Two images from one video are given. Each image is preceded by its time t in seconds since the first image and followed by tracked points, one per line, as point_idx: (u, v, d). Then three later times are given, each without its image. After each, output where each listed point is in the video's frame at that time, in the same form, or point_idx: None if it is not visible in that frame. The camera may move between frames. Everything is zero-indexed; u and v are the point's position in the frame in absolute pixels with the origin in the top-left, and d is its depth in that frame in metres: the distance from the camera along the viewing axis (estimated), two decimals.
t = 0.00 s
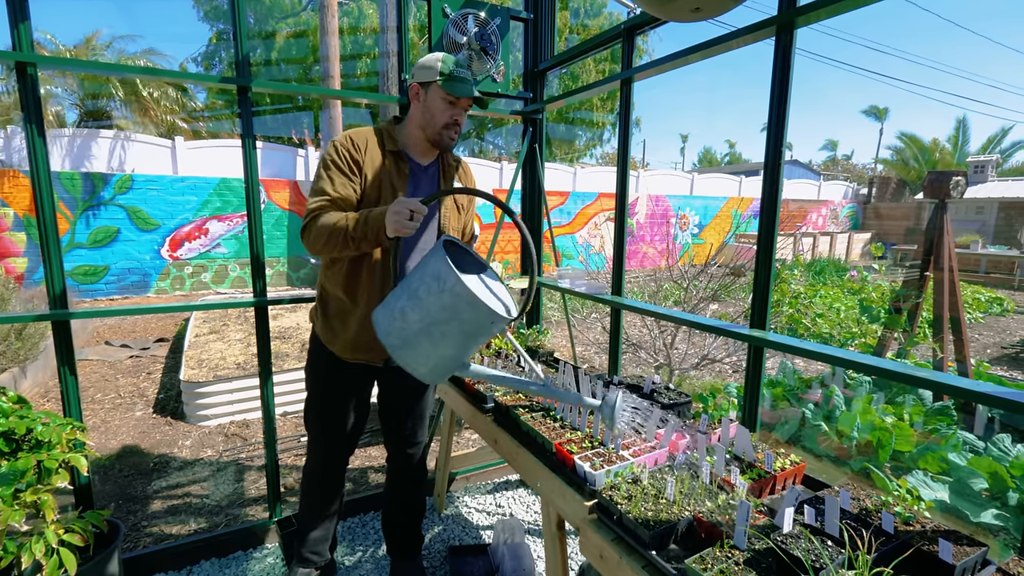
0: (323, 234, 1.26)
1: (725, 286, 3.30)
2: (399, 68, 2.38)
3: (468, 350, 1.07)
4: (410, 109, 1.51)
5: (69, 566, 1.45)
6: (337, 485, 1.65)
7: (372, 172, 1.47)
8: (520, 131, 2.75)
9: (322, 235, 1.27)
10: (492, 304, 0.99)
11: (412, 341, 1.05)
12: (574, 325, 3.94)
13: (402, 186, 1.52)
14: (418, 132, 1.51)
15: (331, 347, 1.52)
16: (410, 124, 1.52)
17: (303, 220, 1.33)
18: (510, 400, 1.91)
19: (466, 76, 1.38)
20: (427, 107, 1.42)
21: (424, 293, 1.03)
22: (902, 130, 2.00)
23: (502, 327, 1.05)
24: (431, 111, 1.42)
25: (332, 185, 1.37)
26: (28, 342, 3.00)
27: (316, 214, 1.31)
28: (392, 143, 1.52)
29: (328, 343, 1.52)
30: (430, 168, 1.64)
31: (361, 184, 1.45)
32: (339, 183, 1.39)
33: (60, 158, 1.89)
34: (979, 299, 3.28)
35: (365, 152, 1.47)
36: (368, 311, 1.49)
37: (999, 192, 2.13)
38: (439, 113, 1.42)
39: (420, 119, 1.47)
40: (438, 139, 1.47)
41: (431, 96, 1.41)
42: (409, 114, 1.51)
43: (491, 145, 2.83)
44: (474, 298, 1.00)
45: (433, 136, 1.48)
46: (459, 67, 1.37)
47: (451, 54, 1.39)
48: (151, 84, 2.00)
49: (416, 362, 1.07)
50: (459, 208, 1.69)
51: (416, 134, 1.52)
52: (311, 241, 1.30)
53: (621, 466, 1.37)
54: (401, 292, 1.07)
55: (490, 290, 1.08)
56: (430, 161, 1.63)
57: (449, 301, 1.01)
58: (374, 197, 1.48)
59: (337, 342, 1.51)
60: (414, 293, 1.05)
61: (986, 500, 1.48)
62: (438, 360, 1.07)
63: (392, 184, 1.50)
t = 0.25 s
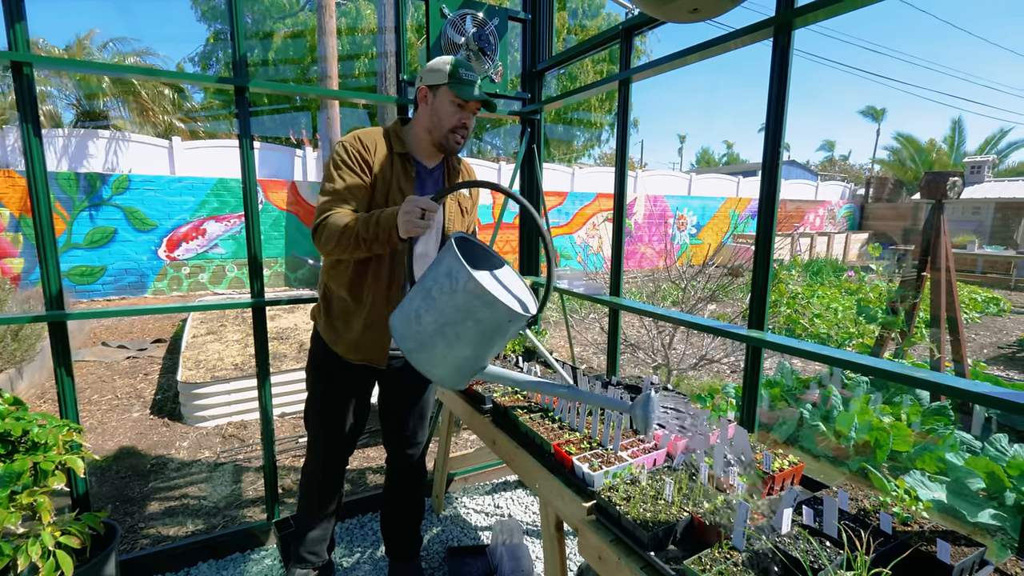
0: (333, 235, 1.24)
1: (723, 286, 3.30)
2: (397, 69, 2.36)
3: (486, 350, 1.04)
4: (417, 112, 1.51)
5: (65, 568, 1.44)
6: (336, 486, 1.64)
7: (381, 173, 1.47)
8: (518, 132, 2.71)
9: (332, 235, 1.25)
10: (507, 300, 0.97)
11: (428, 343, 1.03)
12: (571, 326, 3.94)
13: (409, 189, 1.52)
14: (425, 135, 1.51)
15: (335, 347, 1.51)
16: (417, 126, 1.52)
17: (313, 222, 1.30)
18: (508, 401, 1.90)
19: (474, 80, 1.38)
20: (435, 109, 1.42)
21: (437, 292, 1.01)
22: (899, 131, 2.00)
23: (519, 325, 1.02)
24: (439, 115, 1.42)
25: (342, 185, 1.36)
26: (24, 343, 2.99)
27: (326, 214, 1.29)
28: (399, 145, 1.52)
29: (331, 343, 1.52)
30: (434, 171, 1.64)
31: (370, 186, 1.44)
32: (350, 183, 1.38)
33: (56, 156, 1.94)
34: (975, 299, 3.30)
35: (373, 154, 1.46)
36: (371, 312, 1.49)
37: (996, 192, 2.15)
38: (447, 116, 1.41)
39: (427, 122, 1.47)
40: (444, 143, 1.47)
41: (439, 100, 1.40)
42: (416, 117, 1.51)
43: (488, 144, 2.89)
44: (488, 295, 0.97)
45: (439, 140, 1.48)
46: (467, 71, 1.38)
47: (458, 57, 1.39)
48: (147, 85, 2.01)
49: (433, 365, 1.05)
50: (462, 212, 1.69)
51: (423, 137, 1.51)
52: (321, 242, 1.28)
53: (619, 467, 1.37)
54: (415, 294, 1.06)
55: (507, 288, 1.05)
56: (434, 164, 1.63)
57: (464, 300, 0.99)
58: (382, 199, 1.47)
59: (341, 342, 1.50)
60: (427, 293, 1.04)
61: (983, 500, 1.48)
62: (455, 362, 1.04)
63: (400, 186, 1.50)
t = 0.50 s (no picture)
0: (343, 235, 1.24)
1: (721, 287, 3.31)
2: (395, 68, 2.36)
3: (495, 355, 1.04)
4: (423, 113, 1.51)
5: (62, 570, 1.44)
6: (335, 486, 1.64)
7: (387, 175, 1.47)
8: (516, 133, 2.73)
9: (342, 236, 1.25)
10: (516, 305, 0.97)
11: (437, 346, 1.05)
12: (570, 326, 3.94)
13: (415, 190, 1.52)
14: (430, 137, 1.51)
15: (339, 348, 1.51)
16: (423, 128, 1.52)
17: (322, 221, 1.30)
18: (506, 401, 1.92)
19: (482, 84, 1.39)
20: (442, 112, 1.42)
21: (447, 295, 1.02)
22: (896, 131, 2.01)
23: (530, 330, 1.02)
24: (446, 117, 1.43)
25: (350, 186, 1.36)
26: (21, 344, 2.98)
27: (335, 214, 1.29)
28: (405, 146, 1.52)
29: (335, 343, 1.51)
30: (439, 172, 1.65)
31: (377, 187, 1.44)
32: (358, 183, 1.38)
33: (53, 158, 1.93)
34: (973, 299, 3.30)
35: (380, 155, 1.46)
36: (375, 312, 1.49)
37: (994, 193, 2.14)
38: (454, 119, 1.42)
39: (434, 123, 1.47)
40: (451, 145, 1.48)
41: (446, 102, 1.41)
42: (422, 118, 1.51)
43: (487, 145, 2.83)
44: (497, 299, 0.97)
45: (446, 142, 1.48)
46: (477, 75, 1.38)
47: (466, 60, 1.39)
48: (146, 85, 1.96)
49: (442, 367, 1.06)
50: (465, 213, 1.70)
51: (429, 139, 1.51)
52: (330, 242, 1.28)
53: (617, 468, 1.37)
54: (426, 296, 1.07)
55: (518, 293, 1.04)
56: (439, 166, 1.64)
57: (472, 303, 1.00)
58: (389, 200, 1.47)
59: (345, 343, 1.50)
60: (438, 295, 1.05)
61: (981, 500, 1.48)
62: (464, 366, 1.05)
63: (408, 188, 1.50)
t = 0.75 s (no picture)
0: (338, 237, 1.23)
1: (721, 287, 3.31)
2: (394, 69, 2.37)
3: (489, 357, 1.04)
4: (425, 115, 1.52)
5: (60, 572, 1.44)
6: (336, 488, 1.64)
7: (386, 177, 1.46)
8: (516, 133, 2.73)
9: (337, 238, 1.23)
10: (511, 306, 0.97)
11: (431, 347, 1.04)
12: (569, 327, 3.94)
13: (414, 192, 1.53)
14: (432, 138, 1.52)
15: (339, 350, 1.50)
16: (424, 129, 1.52)
17: (318, 223, 1.29)
18: (506, 402, 1.92)
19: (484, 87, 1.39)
20: (443, 114, 1.42)
21: (441, 295, 1.02)
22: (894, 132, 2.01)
23: (523, 331, 1.02)
24: (447, 119, 1.42)
25: (347, 187, 1.35)
26: (19, 345, 2.97)
27: (331, 216, 1.28)
28: (406, 148, 1.52)
29: (335, 346, 1.51)
30: (440, 174, 1.67)
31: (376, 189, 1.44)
32: (354, 185, 1.37)
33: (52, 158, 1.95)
34: (971, 300, 3.31)
35: (379, 157, 1.46)
36: (377, 315, 1.49)
37: (993, 193, 2.14)
38: (455, 122, 1.41)
39: (435, 125, 1.48)
40: (451, 147, 1.48)
41: (447, 104, 1.41)
42: (424, 120, 1.51)
43: (487, 147, 2.82)
44: (492, 300, 0.98)
45: (446, 144, 1.48)
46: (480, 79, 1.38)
47: (469, 63, 1.39)
48: (146, 86, 1.97)
49: (435, 368, 1.05)
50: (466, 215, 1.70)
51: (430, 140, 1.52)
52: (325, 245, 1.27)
53: (616, 469, 1.37)
54: (420, 297, 1.07)
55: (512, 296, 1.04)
56: (439, 167, 1.65)
57: (467, 304, 1.00)
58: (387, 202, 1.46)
59: (347, 346, 1.50)
60: (433, 296, 1.05)
61: (980, 500, 1.48)
62: (458, 368, 1.04)
63: (407, 190, 1.50)
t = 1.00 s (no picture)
0: (319, 237, 1.24)
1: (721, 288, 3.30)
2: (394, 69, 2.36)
3: (470, 351, 1.05)
4: (416, 113, 1.51)
5: (58, 572, 1.43)
6: (337, 489, 1.64)
7: (375, 177, 1.46)
8: (516, 133, 2.70)
9: (319, 238, 1.24)
10: (495, 305, 0.98)
11: (414, 342, 1.04)
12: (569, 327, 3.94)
13: (405, 191, 1.51)
14: (422, 136, 1.51)
15: (335, 353, 1.51)
16: (415, 127, 1.52)
17: (300, 222, 1.31)
18: (505, 402, 1.91)
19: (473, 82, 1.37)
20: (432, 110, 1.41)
21: (427, 293, 1.01)
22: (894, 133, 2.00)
23: (507, 329, 1.04)
24: (438, 116, 1.42)
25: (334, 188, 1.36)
26: (18, 344, 2.97)
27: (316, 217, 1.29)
28: (396, 147, 1.51)
29: (332, 349, 1.51)
30: (431, 172, 1.64)
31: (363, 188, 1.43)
32: (341, 186, 1.37)
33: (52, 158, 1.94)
34: (971, 300, 3.32)
35: (368, 157, 1.45)
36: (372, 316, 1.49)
37: (993, 194, 2.11)
38: (445, 119, 1.41)
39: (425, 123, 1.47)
40: (441, 145, 1.46)
41: (437, 101, 1.40)
42: (414, 118, 1.51)
43: (487, 145, 2.89)
44: (477, 300, 0.98)
45: (437, 142, 1.47)
46: (469, 73, 1.37)
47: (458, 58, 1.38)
48: (145, 85, 1.95)
49: (418, 362, 1.06)
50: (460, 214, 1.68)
51: (420, 139, 1.51)
52: (309, 245, 1.28)
53: (616, 470, 1.36)
54: (404, 292, 1.06)
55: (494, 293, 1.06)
56: (432, 166, 1.63)
57: (450, 302, 1.00)
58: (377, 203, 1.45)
59: (343, 348, 1.50)
60: (416, 292, 1.04)
61: (980, 501, 1.48)
62: (440, 362, 1.05)
63: (395, 188, 1.48)
